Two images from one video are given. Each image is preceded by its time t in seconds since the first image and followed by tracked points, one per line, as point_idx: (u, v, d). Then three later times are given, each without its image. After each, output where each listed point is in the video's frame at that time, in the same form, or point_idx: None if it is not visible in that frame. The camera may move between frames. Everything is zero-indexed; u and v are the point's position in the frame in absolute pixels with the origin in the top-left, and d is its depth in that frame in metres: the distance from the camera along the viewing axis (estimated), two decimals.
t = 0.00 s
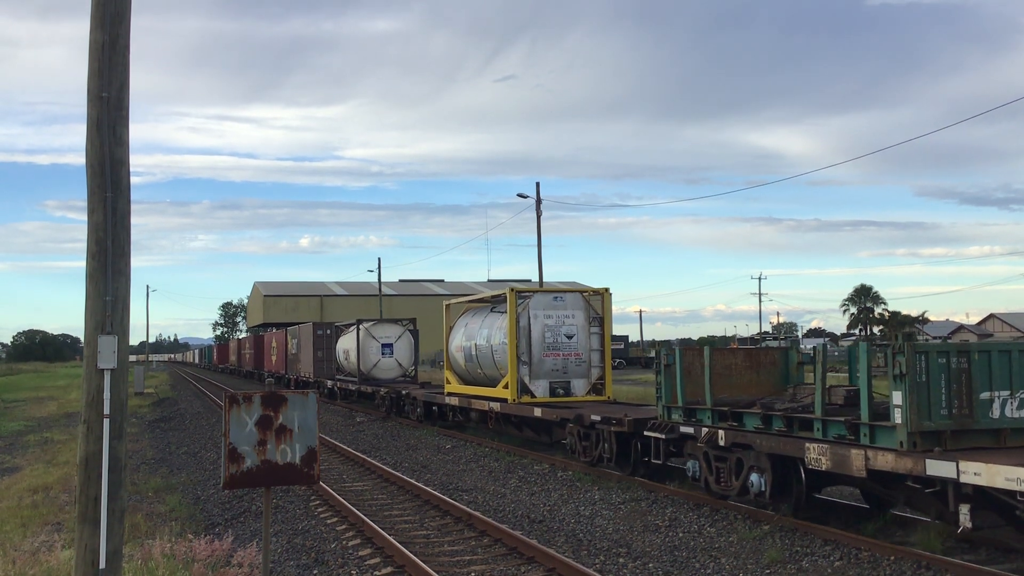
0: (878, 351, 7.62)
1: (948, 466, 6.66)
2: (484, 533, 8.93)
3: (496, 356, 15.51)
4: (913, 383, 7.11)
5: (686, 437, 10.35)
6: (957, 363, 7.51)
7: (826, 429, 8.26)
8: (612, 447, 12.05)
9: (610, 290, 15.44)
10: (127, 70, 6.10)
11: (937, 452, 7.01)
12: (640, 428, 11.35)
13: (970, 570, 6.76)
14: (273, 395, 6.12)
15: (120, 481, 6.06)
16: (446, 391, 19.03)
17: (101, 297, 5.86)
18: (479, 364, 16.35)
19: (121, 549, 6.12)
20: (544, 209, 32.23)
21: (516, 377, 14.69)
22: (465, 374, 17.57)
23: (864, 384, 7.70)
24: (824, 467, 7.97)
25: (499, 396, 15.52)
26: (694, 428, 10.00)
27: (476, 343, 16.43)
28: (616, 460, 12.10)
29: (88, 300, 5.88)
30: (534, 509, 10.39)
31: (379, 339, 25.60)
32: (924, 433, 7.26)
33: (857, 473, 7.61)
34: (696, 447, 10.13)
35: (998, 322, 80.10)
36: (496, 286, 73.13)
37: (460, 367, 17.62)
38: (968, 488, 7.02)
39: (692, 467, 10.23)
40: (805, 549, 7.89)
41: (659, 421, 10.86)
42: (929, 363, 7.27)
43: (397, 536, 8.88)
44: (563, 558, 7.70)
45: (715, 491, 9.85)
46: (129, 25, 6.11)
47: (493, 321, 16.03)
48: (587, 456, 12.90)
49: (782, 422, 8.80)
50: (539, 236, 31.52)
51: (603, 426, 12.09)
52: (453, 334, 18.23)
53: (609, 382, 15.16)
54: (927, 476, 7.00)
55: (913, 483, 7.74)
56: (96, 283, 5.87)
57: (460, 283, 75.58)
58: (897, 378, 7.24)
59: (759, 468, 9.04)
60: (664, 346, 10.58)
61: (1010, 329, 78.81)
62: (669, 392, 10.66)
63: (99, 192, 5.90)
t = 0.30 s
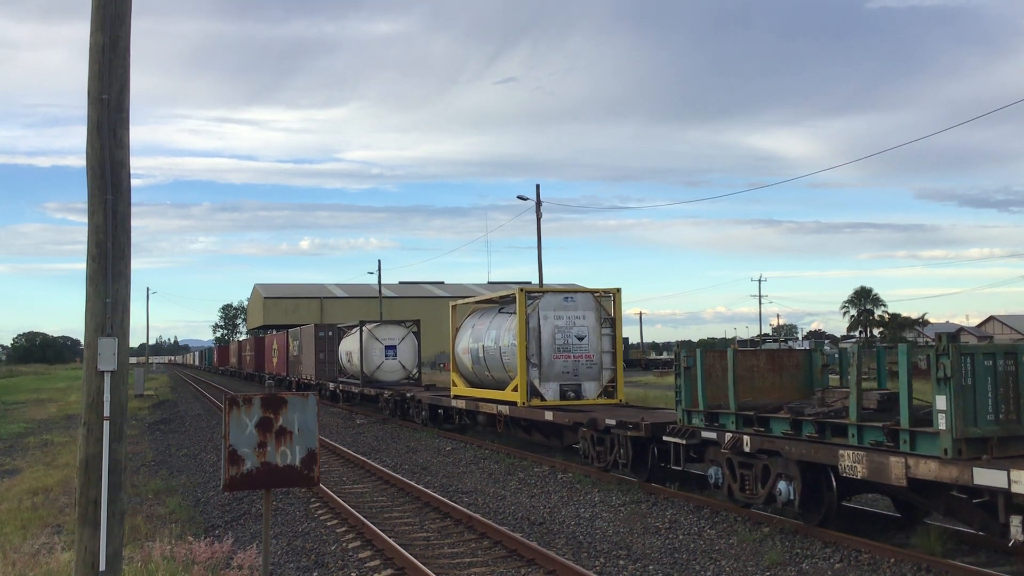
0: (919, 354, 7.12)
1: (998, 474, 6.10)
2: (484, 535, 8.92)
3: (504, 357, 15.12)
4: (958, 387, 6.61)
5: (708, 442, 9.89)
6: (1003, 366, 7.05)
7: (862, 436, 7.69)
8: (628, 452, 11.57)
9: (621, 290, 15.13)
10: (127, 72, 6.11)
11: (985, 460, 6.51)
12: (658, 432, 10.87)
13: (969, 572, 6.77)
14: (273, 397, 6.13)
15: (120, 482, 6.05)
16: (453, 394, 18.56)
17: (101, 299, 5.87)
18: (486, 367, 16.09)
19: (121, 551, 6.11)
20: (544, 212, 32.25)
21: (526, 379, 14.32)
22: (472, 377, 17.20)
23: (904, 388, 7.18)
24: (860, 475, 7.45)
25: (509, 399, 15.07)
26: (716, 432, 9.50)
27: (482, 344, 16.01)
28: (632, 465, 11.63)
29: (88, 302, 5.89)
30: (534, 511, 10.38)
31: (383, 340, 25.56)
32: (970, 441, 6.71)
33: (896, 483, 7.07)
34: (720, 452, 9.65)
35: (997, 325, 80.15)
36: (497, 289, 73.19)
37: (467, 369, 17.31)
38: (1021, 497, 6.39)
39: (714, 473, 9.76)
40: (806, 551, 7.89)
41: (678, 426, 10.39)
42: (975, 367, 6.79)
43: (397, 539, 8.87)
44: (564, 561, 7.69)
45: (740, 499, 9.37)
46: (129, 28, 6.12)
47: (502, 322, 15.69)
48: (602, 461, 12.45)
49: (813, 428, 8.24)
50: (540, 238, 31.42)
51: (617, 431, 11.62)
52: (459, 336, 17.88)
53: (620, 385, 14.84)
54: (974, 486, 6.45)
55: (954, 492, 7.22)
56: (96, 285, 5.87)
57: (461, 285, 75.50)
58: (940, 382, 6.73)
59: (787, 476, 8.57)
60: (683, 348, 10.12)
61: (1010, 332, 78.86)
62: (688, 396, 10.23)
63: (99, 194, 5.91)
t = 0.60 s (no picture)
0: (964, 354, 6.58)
1: None
2: (484, 536, 8.90)
3: (513, 358, 14.74)
4: (1009, 391, 6.05)
5: (732, 447, 9.45)
6: None
7: (902, 441, 7.19)
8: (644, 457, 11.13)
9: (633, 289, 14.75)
10: (127, 73, 6.12)
11: None
12: (677, 436, 10.40)
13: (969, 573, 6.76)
14: (273, 398, 6.13)
15: (120, 483, 6.05)
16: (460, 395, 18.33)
17: (101, 300, 5.87)
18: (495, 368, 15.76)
19: (121, 553, 6.10)
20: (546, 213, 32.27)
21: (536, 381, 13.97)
22: (480, 377, 16.84)
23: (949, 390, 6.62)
24: (899, 483, 7.02)
25: (518, 400, 14.64)
26: (742, 438, 9.08)
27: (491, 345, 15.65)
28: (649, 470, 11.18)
29: (88, 303, 5.89)
30: (533, 513, 10.36)
31: (385, 341, 25.52)
32: (1021, 447, 6.16)
33: (940, 491, 6.61)
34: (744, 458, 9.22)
35: (998, 326, 80.19)
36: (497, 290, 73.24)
37: (474, 370, 17.00)
38: None
39: (738, 480, 9.33)
40: (806, 553, 7.88)
41: (699, 430, 9.98)
42: None
43: (397, 540, 8.86)
44: (564, 562, 7.68)
45: (766, 506, 8.93)
46: (129, 29, 6.12)
47: (511, 322, 15.34)
48: (615, 466, 11.97)
49: (847, 432, 7.78)
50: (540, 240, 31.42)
51: (632, 435, 11.17)
52: (467, 336, 17.55)
53: (633, 386, 14.44)
54: None
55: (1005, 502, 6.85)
56: (96, 287, 5.87)
57: (461, 286, 75.43)
58: (988, 385, 6.18)
59: (818, 483, 8.14)
60: (705, 349, 9.76)
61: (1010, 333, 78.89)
62: (709, 397, 9.84)
63: (99, 195, 5.91)
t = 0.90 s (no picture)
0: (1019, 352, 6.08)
1: None
2: (484, 536, 8.91)
3: (522, 359, 14.34)
4: None
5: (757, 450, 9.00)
6: None
7: (945, 446, 6.68)
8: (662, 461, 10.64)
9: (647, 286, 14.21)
10: (127, 73, 6.12)
11: None
12: (698, 440, 9.93)
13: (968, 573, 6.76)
14: (273, 398, 6.12)
15: (120, 484, 6.05)
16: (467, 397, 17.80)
17: (101, 300, 5.87)
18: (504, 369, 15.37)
19: (121, 552, 6.10)
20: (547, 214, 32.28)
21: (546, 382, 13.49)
22: (488, 378, 16.45)
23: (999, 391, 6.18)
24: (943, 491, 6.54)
25: (527, 402, 14.19)
26: (770, 442, 8.62)
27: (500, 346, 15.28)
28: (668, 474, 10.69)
29: (88, 303, 5.89)
30: (533, 513, 10.36)
31: (389, 341, 25.46)
32: None
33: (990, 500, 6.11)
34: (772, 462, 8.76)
35: (998, 326, 80.23)
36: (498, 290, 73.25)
37: (481, 370, 16.66)
38: None
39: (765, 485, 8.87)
40: (806, 553, 7.87)
41: (721, 433, 9.52)
42: None
43: (397, 540, 8.87)
44: (563, 562, 7.68)
45: (795, 513, 8.47)
46: (129, 29, 6.12)
47: (519, 321, 14.95)
48: (630, 469, 11.52)
49: (885, 436, 7.23)
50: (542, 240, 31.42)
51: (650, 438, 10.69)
52: (473, 335, 17.17)
53: (647, 386, 13.93)
54: None
55: None
56: (96, 287, 5.87)
57: (461, 287, 75.33)
58: None
59: (852, 490, 7.68)
60: (727, 349, 9.28)
61: (1010, 333, 78.91)
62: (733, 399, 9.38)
63: (99, 195, 5.91)
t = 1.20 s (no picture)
0: None
1: None
2: (485, 537, 8.91)
3: (532, 360, 13.93)
4: None
5: (787, 456, 8.63)
6: None
7: (995, 453, 6.34)
8: (682, 466, 10.25)
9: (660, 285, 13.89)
10: (127, 73, 6.12)
11: None
12: (720, 444, 9.55)
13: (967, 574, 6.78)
14: (273, 399, 6.12)
15: (120, 484, 6.05)
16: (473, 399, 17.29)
17: (101, 301, 5.87)
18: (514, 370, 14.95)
19: (120, 554, 6.10)
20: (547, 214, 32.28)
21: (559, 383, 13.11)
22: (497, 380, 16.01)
23: None
24: (993, 501, 6.20)
25: (539, 404, 13.80)
26: (799, 447, 8.29)
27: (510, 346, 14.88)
28: (688, 480, 10.32)
29: (88, 304, 5.89)
30: (534, 514, 10.36)
31: (393, 342, 25.42)
32: None
33: None
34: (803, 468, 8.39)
35: (998, 327, 80.22)
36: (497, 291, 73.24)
37: (490, 371, 16.25)
38: None
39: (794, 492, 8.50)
40: (805, 554, 7.88)
41: (748, 438, 9.20)
42: None
43: (397, 541, 8.88)
44: (563, 563, 7.68)
45: (826, 522, 8.10)
46: (129, 30, 6.13)
47: (528, 321, 14.51)
48: (649, 475, 11.17)
49: (927, 443, 6.92)
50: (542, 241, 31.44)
51: (670, 442, 10.32)
52: (481, 336, 16.75)
53: (661, 388, 13.56)
54: None
55: None
56: (96, 287, 5.87)
57: (461, 287, 75.23)
58: None
59: (890, 498, 7.32)
60: (754, 350, 9.02)
61: (1011, 334, 78.90)
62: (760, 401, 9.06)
63: (99, 196, 5.91)
